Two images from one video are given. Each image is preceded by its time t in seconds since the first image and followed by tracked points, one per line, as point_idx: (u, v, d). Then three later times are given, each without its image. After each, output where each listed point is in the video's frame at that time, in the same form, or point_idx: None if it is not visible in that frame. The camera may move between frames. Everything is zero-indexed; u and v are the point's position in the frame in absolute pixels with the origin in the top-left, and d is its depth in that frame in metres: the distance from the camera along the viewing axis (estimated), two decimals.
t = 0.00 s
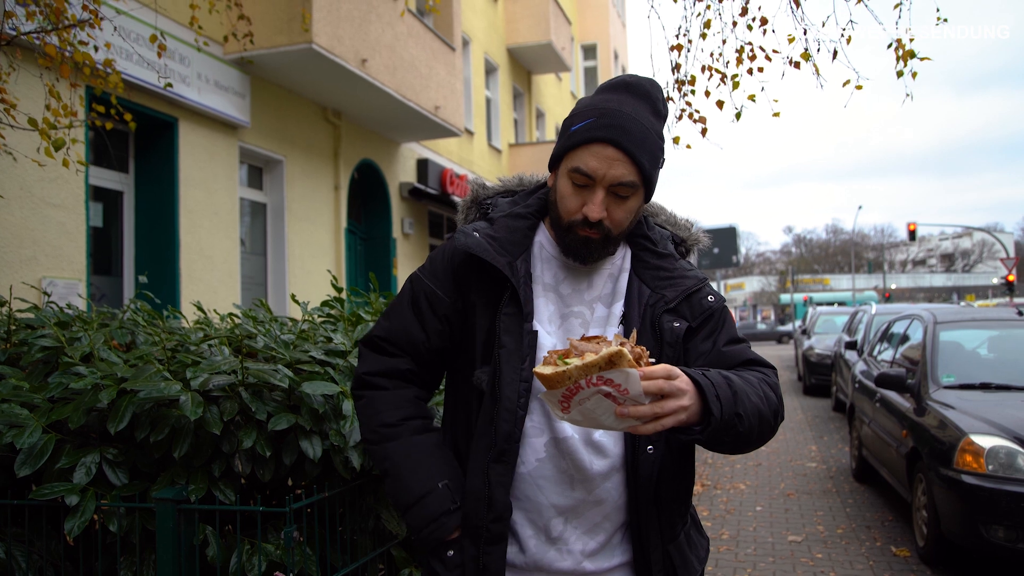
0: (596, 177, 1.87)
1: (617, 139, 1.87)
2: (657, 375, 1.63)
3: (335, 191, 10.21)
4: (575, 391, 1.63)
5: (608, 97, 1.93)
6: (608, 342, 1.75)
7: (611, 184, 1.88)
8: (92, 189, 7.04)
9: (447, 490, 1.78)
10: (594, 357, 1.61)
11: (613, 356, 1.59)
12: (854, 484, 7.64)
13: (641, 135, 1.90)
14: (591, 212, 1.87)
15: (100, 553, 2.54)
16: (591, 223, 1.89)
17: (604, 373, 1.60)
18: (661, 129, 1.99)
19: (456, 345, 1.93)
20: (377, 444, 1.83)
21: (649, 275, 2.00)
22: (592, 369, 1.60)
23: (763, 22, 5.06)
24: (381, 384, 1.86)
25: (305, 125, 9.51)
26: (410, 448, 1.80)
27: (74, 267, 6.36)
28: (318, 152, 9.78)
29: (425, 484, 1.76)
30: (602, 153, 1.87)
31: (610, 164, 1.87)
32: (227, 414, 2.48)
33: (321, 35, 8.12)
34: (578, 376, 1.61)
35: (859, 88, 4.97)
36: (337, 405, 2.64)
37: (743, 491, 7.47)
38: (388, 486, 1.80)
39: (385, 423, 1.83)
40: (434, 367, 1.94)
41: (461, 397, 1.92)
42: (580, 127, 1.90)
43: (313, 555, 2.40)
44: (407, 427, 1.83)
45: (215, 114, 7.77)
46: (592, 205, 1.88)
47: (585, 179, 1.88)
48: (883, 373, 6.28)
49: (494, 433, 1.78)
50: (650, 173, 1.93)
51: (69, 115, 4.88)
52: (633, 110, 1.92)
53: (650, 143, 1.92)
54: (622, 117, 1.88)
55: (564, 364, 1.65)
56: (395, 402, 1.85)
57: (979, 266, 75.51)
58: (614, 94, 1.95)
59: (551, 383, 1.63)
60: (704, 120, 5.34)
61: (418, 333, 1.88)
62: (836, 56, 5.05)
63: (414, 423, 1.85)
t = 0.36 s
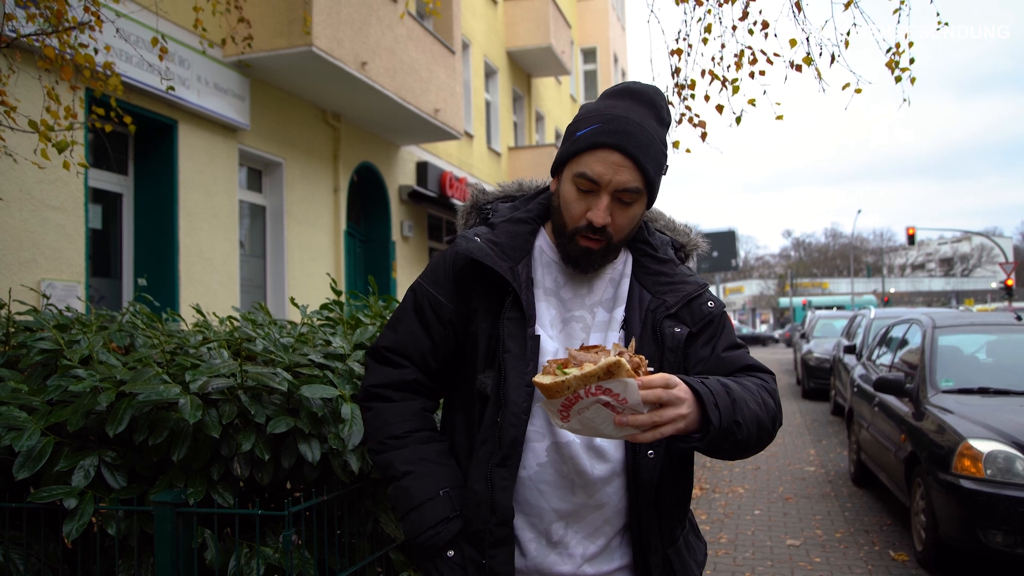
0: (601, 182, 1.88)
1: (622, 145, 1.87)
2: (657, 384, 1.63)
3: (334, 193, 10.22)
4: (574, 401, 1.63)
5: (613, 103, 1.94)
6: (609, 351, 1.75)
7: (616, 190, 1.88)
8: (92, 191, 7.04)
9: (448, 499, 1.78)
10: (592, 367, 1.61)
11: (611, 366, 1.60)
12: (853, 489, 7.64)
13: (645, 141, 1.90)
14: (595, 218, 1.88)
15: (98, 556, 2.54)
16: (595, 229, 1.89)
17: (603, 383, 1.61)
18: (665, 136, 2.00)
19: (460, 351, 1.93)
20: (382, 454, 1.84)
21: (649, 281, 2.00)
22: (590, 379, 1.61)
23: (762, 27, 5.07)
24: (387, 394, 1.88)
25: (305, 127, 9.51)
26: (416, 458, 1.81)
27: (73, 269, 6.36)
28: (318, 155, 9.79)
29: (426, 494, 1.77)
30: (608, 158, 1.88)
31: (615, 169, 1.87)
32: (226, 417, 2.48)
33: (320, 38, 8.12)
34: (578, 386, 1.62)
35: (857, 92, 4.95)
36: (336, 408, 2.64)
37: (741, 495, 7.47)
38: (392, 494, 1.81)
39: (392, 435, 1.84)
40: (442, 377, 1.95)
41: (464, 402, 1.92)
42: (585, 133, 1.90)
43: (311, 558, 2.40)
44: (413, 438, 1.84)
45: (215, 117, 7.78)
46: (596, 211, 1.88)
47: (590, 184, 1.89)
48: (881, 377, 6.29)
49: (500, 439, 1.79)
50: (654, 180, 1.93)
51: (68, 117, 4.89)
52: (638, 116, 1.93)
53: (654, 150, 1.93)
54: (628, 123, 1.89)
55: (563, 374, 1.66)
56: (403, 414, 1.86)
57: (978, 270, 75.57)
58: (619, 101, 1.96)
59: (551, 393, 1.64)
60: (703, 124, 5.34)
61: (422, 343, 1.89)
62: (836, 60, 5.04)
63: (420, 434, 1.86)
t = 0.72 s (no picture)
0: (597, 182, 1.88)
1: (618, 145, 1.88)
2: (653, 384, 1.64)
3: (333, 194, 10.22)
4: (570, 402, 1.64)
5: (611, 105, 1.95)
6: (605, 353, 1.75)
7: (613, 190, 1.88)
8: (90, 192, 7.04)
9: (437, 477, 1.74)
10: (588, 368, 1.62)
11: (607, 367, 1.61)
12: (851, 490, 7.64)
13: (642, 142, 1.91)
14: (591, 218, 1.88)
15: (95, 557, 2.54)
16: (591, 229, 1.89)
17: (598, 383, 1.62)
18: (662, 137, 2.00)
19: (453, 349, 1.93)
20: (369, 438, 1.82)
21: (647, 282, 2.00)
22: (586, 380, 1.62)
23: (758, 28, 5.06)
24: (372, 377, 1.87)
25: (303, 128, 9.51)
26: (401, 442, 1.79)
27: (71, 270, 6.35)
28: (316, 155, 9.79)
29: (412, 473, 1.74)
30: (604, 158, 1.88)
31: (612, 170, 1.87)
32: (223, 418, 2.47)
33: (319, 39, 8.13)
34: (573, 387, 1.63)
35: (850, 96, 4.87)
36: (334, 409, 2.64)
37: (739, 497, 7.47)
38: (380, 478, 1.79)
39: (376, 417, 1.82)
40: (429, 370, 1.93)
41: (459, 401, 1.92)
42: (582, 134, 1.91)
43: (309, 559, 2.40)
44: (397, 420, 1.82)
45: (213, 117, 7.78)
46: (592, 211, 1.89)
47: (586, 185, 1.89)
48: (878, 379, 6.29)
49: (517, 440, 1.80)
50: (651, 181, 1.93)
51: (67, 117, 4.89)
52: (635, 117, 1.93)
53: (651, 151, 1.93)
54: (625, 124, 1.89)
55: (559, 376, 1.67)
56: (386, 398, 1.84)
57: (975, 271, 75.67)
58: (617, 102, 1.96)
59: (547, 395, 1.64)
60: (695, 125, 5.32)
61: (409, 337, 1.88)
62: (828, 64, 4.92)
63: (404, 416, 1.83)
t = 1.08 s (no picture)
0: (595, 186, 1.88)
1: (615, 149, 1.88)
2: (649, 391, 1.64)
3: (331, 196, 10.22)
4: (567, 410, 1.64)
5: (606, 108, 1.95)
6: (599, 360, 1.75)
7: (610, 193, 1.89)
8: (88, 194, 7.04)
9: (440, 449, 1.74)
10: (585, 376, 1.62)
11: (603, 375, 1.60)
12: (849, 491, 7.65)
13: (639, 144, 1.91)
14: (590, 221, 1.88)
15: (94, 560, 2.54)
16: (590, 232, 1.90)
17: (595, 392, 1.61)
18: (659, 139, 2.01)
19: (451, 350, 1.94)
20: (367, 419, 1.82)
21: (645, 285, 2.00)
22: (583, 389, 1.61)
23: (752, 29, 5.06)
24: (369, 374, 1.86)
25: (301, 130, 9.51)
26: (402, 419, 1.79)
27: (69, 272, 6.34)
28: (314, 157, 9.79)
29: (414, 446, 1.74)
30: (601, 161, 1.88)
31: (609, 173, 1.88)
32: (222, 421, 2.47)
33: (317, 40, 8.13)
34: (571, 396, 1.62)
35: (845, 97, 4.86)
36: (333, 412, 2.62)
37: (738, 498, 7.47)
38: (379, 458, 1.78)
39: (376, 398, 1.83)
40: (425, 369, 1.93)
41: (456, 402, 1.92)
42: (578, 137, 1.91)
43: (307, 562, 2.40)
44: (397, 399, 1.83)
45: (212, 119, 7.78)
46: (591, 214, 1.89)
47: (584, 188, 1.89)
48: (877, 379, 6.30)
49: (514, 444, 1.80)
50: (648, 183, 1.94)
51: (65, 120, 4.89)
52: (631, 120, 1.93)
53: (647, 153, 1.93)
54: (621, 127, 1.90)
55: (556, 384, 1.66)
56: (386, 379, 1.85)
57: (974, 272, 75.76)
58: (612, 105, 1.96)
59: (544, 404, 1.64)
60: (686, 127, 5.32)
61: (407, 337, 1.88)
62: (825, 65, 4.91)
63: (404, 397, 1.84)
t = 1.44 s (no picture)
0: (596, 187, 1.88)
1: (617, 150, 1.88)
2: (647, 390, 1.64)
3: (330, 197, 10.22)
4: (564, 410, 1.64)
5: (609, 110, 1.95)
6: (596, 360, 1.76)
7: (612, 195, 1.89)
8: (88, 195, 7.05)
9: (427, 469, 1.74)
10: (582, 376, 1.62)
11: (600, 374, 1.60)
12: (848, 493, 7.65)
13: (641, 146, 1.92)
14: (591, 223, 1.88)
15: (93, 561, 2.54)
16: (590, 234, 1.90)
17: (592, 391, 1.61)
18: (660, 142, 2.01)
19: (450, 352, 1.94)
20: (358, 429, 1.82)
21: (645, 287, 2.01)
22: (580, 388, 1.62)
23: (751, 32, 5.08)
24: (368, 376, 1.87)
25: (301, 131, 9.52)
26: (391, 432, 1.79)
27: (68, 273, 6.34)
28: (313, 159, 9.80)
29: (402, 464, 1.74)
30: (603, 163, 1.88)
31: (610, 175, 1.88)
32: (222, 421, 2.48)
33: (317, 42, 8.14)
34: (568, 395, 1.63)
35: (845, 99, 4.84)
36: (332, 413, 2.64)
37: (736, 500, 7.47)
38: (370, 471, 1.79)
39: (368, 408, 1.82)
40: (421, 371, 1.94)
41: (455, 404, 1.92)
42: (580, 138, 1.91)
43: (307, 563, 2.39)
44: (388, 412, 1.82)
45: (211, 120, 7.78)
46: (592, 216, 1.89)
47: (585, 189, 1.89)
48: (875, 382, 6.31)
49: (513, 446, 1.80)
50: (649, 185, 1.94)
51: (65, 121, 4.89)
52: (633, 122, 1.94)
53: (649, 156, 1.94)
54: (623, 129, 1.90)
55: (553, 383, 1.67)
56: (380, 387, 1.85)
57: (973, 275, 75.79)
58: (615, 107, 1.97)
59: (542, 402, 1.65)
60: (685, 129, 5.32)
61: (405, 339, 1.88)
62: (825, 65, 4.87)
63: (396, 408, 1.84)
